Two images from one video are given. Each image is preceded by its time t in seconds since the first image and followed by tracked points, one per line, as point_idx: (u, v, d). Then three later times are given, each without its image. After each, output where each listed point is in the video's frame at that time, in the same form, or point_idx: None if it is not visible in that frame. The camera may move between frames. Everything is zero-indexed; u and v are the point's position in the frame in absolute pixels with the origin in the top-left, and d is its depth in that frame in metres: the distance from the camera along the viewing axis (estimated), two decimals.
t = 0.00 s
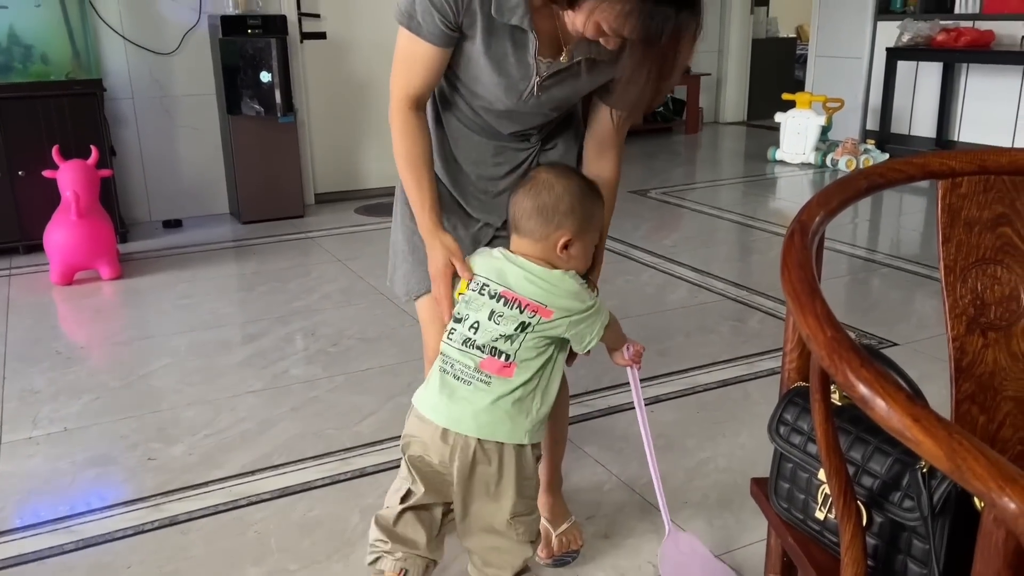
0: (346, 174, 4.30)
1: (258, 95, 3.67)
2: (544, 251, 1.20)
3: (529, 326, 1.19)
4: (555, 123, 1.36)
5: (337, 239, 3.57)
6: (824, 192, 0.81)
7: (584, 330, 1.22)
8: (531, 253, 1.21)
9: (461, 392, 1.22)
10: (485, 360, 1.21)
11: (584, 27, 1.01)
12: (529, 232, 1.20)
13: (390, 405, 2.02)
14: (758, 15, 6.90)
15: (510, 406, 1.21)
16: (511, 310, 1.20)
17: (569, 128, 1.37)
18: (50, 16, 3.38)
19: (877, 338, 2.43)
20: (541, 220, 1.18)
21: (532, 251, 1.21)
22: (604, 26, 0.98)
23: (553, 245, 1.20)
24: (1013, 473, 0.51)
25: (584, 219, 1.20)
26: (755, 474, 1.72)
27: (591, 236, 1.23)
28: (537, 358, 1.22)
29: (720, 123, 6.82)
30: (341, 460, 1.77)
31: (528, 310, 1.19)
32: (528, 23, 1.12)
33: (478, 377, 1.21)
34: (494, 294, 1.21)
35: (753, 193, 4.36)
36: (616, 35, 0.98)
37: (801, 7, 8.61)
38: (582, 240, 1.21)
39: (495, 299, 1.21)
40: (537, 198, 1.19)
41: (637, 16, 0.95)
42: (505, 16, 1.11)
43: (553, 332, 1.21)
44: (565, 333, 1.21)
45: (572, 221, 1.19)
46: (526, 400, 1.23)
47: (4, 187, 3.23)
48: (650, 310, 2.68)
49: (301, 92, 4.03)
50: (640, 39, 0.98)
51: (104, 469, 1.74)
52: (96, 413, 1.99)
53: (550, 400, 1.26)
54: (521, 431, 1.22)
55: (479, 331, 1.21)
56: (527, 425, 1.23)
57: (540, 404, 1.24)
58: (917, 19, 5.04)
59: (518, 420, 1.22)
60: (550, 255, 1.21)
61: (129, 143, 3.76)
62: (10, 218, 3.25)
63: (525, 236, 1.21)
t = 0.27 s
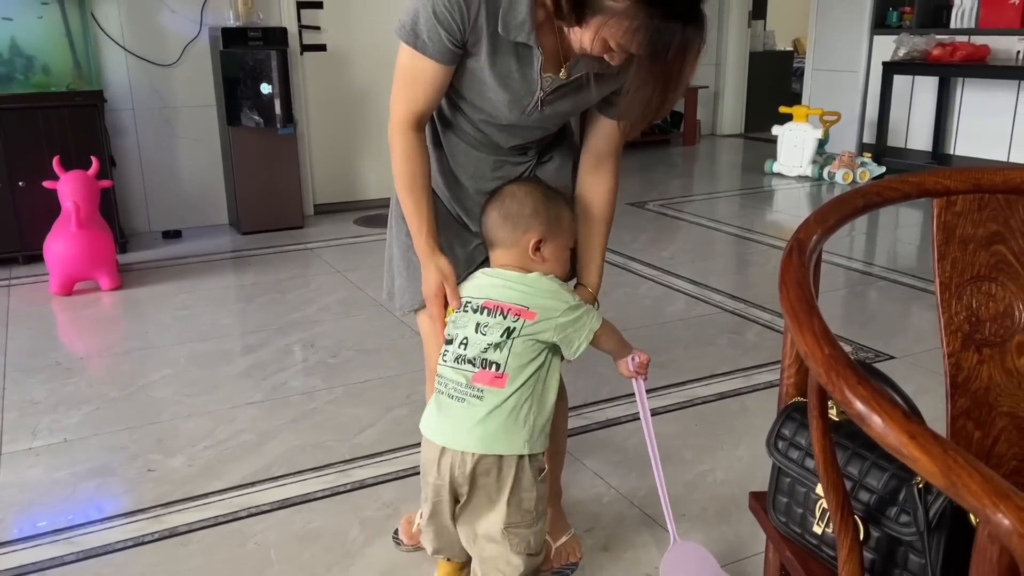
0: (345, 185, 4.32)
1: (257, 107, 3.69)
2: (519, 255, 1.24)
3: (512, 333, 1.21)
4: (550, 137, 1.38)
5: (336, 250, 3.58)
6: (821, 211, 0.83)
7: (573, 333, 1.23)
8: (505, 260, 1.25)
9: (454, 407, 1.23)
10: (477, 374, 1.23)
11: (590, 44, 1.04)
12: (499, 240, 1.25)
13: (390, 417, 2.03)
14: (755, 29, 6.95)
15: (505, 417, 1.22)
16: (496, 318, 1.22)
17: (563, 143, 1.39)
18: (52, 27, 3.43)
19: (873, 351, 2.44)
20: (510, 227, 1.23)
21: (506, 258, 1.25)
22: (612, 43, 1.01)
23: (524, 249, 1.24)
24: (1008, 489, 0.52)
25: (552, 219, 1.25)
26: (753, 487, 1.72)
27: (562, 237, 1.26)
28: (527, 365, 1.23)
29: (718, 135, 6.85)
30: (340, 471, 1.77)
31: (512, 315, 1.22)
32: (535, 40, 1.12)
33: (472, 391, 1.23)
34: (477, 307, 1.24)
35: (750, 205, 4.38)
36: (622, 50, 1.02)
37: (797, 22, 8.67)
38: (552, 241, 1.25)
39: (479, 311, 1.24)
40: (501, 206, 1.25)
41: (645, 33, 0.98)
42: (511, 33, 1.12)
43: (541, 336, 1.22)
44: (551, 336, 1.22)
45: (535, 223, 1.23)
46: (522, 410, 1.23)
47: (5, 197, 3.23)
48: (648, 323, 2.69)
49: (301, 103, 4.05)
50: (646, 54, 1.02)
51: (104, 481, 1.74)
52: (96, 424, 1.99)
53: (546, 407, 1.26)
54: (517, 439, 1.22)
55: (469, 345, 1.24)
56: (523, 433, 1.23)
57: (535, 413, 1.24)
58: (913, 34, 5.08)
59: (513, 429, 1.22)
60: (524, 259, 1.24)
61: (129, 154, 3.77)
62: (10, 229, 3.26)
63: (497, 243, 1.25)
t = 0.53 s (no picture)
0: (347, 195, 4.34)
1: (259, 117, 3.68)
2: (505, 261, 1.25)
3: (502, 338, 1.22)
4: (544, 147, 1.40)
5: (338, 260, 3.59)
6: (825, 223, 0.84)
7: (560, 336, 1.24)
8: (492, 266, 1.26)
9: (450, 415, 1.25)
10: (469, 380, 1.24)
11: (578, 49, 1.05)
12: (485, 247, 1.25)
13: (392, 426, 2.03)
14: (754, 42, 6.99)
15: (497, 422, 1.23)
16: (485, 324, 1.23)
17: (557, 153, 1.41)
18: (58, 37, 3.45)
19: (874, 362, 2.45)
20: (493, 234, 1.24)
21: (492, 264, 1.26)
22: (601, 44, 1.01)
23: (510, 255, 1.24)
24: (1013, 498, 0.53)
25: (535, 224, 1.25)
26: (755, 497, 1.73)
27: (546, 241, 1.27)
28: (517, 369, 1.23)
29: (717, 147, 6.88)
30: (344, 480, 1.78)
31: (500, 320, 1.22)
32: (525, 49, 1.14)
33: (465, 397, 1.24)
34: (467, 312, 1.24)
35: (749, 217, 4.40)
36: (610, 53, 1.02)
37: (795, 36, 8.73)
38: (535, 245, 1.25)
39: (468, 317, 1.24)
40: (484, 214, 1.25)
41: (633, 36, 0.98)
42: (501, 42, 1.13)
43: (530, 341, 1.23)
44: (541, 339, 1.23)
45: (518, 228, 1.24)
46: (514, 414, 1.24)
47: (8, 207, 3.25)
48: (649, 333, 2.71)
49: (303, 114, 4.07)
50: (632, 59, 1.02)
51: (108, 489, 1.75)
52: (99, 432, 2.00)
53: (537, 410, 1.27)
54: (510, 444, 1.24)
55: (461, 353, 1.24)
56: (514, 438, 1.24)
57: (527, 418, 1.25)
58: (911, 47, 5.11)
59: (504, 435, 1.23)
60: (510, 265, 1.25)
61: (132, 164, 3.79)
62: (12, 238, 3.27)
63: (484, 251, 1.26)
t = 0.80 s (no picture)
0: (350, 206, 4.35)
1: (265, 129, 3.72)
2: (497, 277, 1.26)
3: (515, 353, 1.25)
4: (540, 162, 1.40)
5: (342, 271, 3.60)
6: (833, 239, 0.85)
7: (559, 350, 1.29)
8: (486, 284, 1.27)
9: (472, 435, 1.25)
10: (489, 398, 1.25)
11: (573, 67, 1.06)
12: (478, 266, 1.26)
13: (397, 438, 2.04)
14: (756, 55, 7.02)
15: (522, 435, 1.25)
16: (498, 340, 1.24)
17: (552, 167, 1.42)
18: (65, 48, 3.49)
19: (877, 376, 2.46)
20: (485, 252, 1.25)
21: (487, 281, 1.26)
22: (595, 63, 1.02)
23: (503, 272, 1.26)
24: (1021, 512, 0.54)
25: (524, 240, 1.26)
26: (760, 510, 1.74)
27: (536, 254, 1.28)
28: (532, 380, 1.27)
29: (720, 159, 6.90)
30: (350, 492, 1.79)
31: (513, 334, 1.25)
32: (518, 64, 1.15)
33: (488, 415, 1.25)
34: (478, 330, 1.25)
35: (752, 229, 4.41)
36: (605, 71, 1.03)
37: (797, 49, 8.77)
38: (526, 260, 1.26)
39: (479, 335, 1.25)
40: (474, 233, 1.26)
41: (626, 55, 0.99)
42: (495, 56, 1.14)
43: (540, 351, 1.27)
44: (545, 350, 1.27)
45: (509, 245, 1.25)
46: (535, 426, 1.27)
47: (16, 217, 3.27)
48: (653, 346, 2.71)
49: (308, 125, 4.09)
50: (625, 76, 1.03)
51: (116, 499, 1.76)
52: (107, 442, 2.01)
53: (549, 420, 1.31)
54: (534, 455, 1.27)
55: (475, 371, 1.25)
56: (537, 447, 1.27)
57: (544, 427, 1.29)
58: (913, 61, 5.13)
59: (529, 447, 1.26)
60: (503, 282, 1.26)
61: (138, 175, 3.81)
62: (19, 248, 3.29)
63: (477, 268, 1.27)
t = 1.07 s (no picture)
0: (355, 216, 4.37)
1: (270, 138, 3.74)
2: (505, 283, 1.27)
3: (515, 363, 1.24)
4: (545, 171, 1.41)
5: (346, 281, 3.61)
6: (844, 250, 0.86)
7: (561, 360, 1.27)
8: (494, 290, 1.28)
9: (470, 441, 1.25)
10: (488, 405, 1.24)
11: (578, 77, 1.07)
12: (489, 272, 1.28)
13: (403, 447, 2.04)
14: (759, 66, 7.05)
15: (521, 442, 1.24)
16: (497, 351, 1.24)
17: (558, 176, 1.42)
18: (73, 59, 3.51)
19: (883, 387, 2.46)
20: (495, 258, 1.27)
21: (495, 288, 1.28)
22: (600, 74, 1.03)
23: (511, 278, 1.27)
24: None
25: (533, 246, 1.28)
26: (766, 521, 1.74)
27: (546, 261, 1.29)
28: (533, 390, 1.25)
29: (722, 170, 6.92)
30: (357, 501, 1.79)
31: (512, 346, 1.24)
32: (523, 77, 1.16)
33: (486, 422, 1.24)
34: (478, 341, 1.25)
35: (755, 240, 4.42)
36: (608, 82, 1.04)
37: (799, 61, 8.80)
38: (535, 267, 1.28)
39: (479, 345, 1.25)
40: (486, 239, 1.28)
41: (629, 68, 1.00)
42: (501, 70, 1.15)
43: (541, 364, 1.25)
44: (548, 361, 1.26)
45: (519, 252, 1.27)
46: (536, 434, 1.26)
47: (23, 226, 3.28)
48: (657, 356, 2.72)
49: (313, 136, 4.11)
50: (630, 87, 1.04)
51: (123, 507, 1.76)
52: (114, 451, 2.01)
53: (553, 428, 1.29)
54: (534, 463, 1.26)
55: (475, 381, 1.24)
56: (537, 454, 1.26)
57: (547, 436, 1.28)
58: (916, 73, 5.15)
59: (528, 454, 1.25)
60: (510, 288, 1.27)
61: (144, 185, 3.83)
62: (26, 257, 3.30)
63: (487, 275, 1.28)
